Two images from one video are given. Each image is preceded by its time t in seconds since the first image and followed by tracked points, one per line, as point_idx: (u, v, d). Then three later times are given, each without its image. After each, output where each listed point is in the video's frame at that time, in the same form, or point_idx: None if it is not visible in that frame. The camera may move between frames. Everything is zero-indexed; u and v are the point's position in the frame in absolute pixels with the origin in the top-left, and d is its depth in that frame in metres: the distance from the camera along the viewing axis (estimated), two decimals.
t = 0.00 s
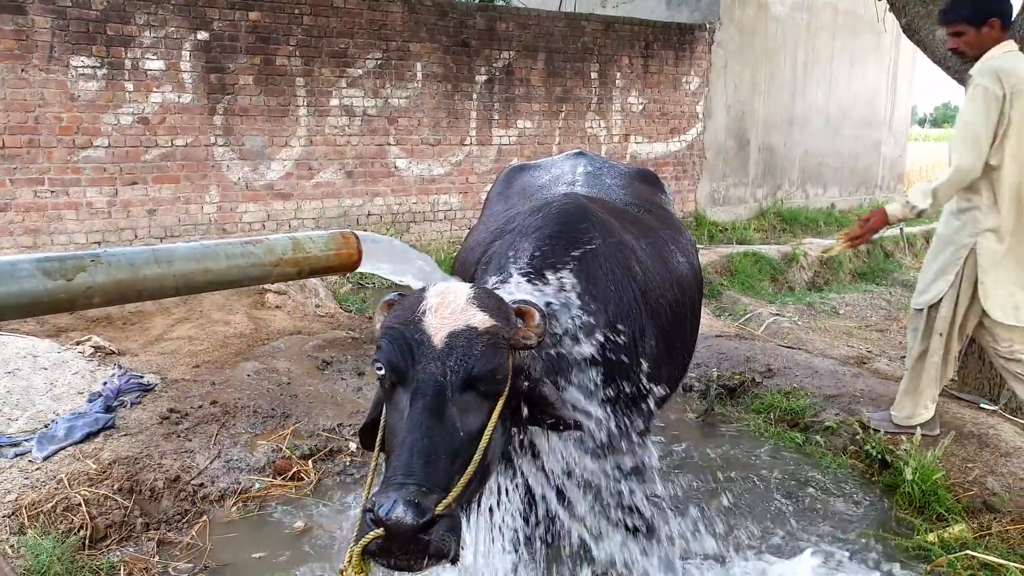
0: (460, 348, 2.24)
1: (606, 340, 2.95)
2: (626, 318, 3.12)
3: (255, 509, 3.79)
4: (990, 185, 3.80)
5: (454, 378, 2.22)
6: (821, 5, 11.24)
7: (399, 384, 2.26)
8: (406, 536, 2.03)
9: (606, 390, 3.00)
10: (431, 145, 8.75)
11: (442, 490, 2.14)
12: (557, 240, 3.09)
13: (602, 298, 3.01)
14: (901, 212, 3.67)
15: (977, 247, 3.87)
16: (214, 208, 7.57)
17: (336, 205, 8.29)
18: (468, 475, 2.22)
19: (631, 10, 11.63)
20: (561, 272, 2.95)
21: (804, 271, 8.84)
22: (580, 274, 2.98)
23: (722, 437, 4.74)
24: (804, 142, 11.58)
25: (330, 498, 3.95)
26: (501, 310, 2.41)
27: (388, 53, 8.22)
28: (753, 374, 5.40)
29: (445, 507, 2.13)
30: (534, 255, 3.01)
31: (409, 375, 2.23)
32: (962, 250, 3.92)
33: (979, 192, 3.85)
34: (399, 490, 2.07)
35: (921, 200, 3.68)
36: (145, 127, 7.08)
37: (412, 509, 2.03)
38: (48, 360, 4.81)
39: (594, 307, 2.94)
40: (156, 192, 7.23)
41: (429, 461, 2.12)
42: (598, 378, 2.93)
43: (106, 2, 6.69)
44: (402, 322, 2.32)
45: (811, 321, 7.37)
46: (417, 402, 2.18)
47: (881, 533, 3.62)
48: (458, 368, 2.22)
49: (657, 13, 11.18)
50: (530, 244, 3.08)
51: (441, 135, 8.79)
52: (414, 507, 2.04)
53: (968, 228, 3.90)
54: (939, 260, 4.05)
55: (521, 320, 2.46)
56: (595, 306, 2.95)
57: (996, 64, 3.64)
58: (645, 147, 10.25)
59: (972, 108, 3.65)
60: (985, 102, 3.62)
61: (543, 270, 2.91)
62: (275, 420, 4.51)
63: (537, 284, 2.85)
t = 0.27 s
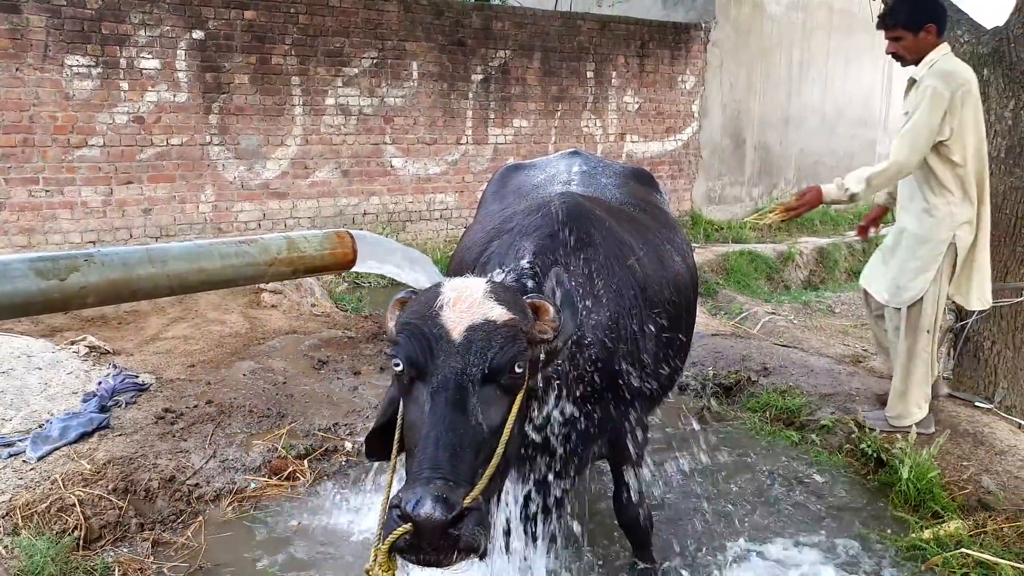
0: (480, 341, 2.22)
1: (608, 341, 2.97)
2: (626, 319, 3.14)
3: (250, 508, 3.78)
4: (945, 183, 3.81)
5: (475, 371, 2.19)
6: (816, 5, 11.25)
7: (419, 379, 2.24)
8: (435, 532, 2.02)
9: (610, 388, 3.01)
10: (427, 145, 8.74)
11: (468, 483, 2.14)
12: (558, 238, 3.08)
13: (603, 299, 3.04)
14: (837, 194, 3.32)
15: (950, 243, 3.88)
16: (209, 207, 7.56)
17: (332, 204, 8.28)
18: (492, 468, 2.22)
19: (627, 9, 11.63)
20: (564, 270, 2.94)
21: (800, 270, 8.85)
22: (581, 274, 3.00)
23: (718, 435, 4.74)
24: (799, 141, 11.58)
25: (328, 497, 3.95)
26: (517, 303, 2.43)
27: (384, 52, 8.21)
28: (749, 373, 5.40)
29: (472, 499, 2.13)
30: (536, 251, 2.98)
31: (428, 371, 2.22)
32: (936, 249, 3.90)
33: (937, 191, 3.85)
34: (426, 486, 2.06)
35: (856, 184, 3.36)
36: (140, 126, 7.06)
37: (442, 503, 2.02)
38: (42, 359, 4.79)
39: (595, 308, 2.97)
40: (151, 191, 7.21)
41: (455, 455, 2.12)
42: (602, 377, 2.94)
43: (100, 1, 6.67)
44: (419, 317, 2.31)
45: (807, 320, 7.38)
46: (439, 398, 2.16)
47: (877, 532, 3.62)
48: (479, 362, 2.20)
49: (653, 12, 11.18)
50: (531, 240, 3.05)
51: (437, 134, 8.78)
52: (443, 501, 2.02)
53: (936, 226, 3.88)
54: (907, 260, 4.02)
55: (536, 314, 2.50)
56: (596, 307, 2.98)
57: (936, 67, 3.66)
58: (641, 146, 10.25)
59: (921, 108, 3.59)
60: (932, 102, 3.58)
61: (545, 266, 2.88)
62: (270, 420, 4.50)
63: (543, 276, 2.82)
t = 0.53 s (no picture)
0: (496, 330, 2.24)
1: (609, 341, 2.99)
2: (626, 320, 3.17)
3: (246, 508, 3.78)
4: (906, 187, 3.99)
5: (494, 359, 2.21)
6: (812, 7, 11.27)
7: (434, 368, 2.24)
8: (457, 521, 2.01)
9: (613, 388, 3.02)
10: (424, 145, 8.74)
11: (487, 470, 2.14)
12: (560, 237, 3.08)
13: (602, 298, 3.05)
14: (792, 183, 3.60)
15: (920, 244, 4.02)
16: (205, 207, 7.54)
17: (328, 204, 8.27)
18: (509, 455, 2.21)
19: (624, 10, 11.63)
20: (567, 269, 2.94)
21: (796, 271, 8.87)
22: (583, 274, 3.01)
23: (714, 435, 4.74)
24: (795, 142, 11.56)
25: (324, 497, 3.94)
26: (532, 295, 2.42)
27: (380, 52, 8.20)
28: (745, 373, 5.41)
29: (491, 486, 2.13)
30: (539, 248, 2.97)
31: (444, 361, 2.22)
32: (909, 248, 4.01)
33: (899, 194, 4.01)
34: (446, 476, 2.05)
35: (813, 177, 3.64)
36: (136, 125, 7.05)
37: (463, 494, 2.01)
38: (37, 359, 4.78)
39: (597, 308, 2.98)
40: (147, 190, 7.20)
41: (474, 442, 2.12)
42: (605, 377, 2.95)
43: None
44: (434, 307, 2.31)
45: (803, 321, 7.39)
46: (458, 385, 2.17)
47: (871, 533, 3.64)
48: (496, 349, 2.21)
49: (650, 13, 11.19)
50: (534, 237, 3.04)
51: (434, 134, 8.78)
52: (464, 492, 2.01)
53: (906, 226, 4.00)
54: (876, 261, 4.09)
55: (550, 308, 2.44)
56: (598, 307, 3.00)
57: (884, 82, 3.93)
58: (637, 147, 10.26)
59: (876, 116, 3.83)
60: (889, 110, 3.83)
61: (550, 264, 2.87)
62: (266, 420, 4.50)
63: (549, 270, 2.81)
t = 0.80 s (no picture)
0: (501, 310, 2.27)
1: (607, 336, 3.00)
2: (623, 315, 3.18)
3: (243, 503, 3.78)
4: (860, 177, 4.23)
5: (500, 338, 2.24)
6: (810, 3, 11.19)
7: (440, 349, 2.27)
8: (467, 496, 2.03)
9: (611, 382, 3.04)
10: (419, 141, 8.73)
11: (496, 445, 2.17)
12: (558, 232, 3.08)
13: (600, 293, 3.07)
14: (739, 179, 3.74)
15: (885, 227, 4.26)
16: (201, 203, 7.53)
17: (324, 200, 8.26)
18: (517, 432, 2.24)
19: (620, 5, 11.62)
20: (565, 265, 2.95)
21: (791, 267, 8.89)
22: (580, 269, 3.02)
23: (710, 430, 4.76)
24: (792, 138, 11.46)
25: (321, 492, 3.94)
26: (534, 276, 2.47)
27: (376, 47, 8.18)
28: (741, 369, 5.42)
29: (501, 461, 2.16)
30: (538, 243, 2.97)
31: (449, 342, 2.25)
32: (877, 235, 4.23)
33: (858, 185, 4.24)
34: (455, 451, 2.08)
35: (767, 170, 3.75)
36: (130, 121, 7.03)
37: (472, 469, 2.04)
38: (32, 355, 4.77)
39: (595, 304, 2.99)
40: (142, 186, 7.18)
41: (482, 419, 2.14)
42: (603, 371, 2.96)
43: None
44: (438, 290, 2.34)
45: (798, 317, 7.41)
46: (465, 363, 2.21)
47: (867, 528, 3.66)
48: (503, 329, 2.24)
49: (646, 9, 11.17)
50: (532, 232, 3.03)
51: (430, 130, 8.77)
52: (473, 465, 2.04)
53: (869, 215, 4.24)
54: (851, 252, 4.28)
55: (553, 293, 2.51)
56: (596, 303, 3.01)
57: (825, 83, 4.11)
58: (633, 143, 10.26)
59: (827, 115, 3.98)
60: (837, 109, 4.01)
61: (548, 259, 2.87)
62: (262, 415, 4.49)
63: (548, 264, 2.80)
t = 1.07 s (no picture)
0: (500, 289, 2.30)
1: (605, 326, 3.00)
2: (620, 305, 3.19)
3: (239, 494, 3.78)
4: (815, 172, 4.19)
5: (499, 315, 2.26)
6: None
7: (438, 329, 2.29)
8: (465, 467, 2.04)
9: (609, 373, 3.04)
10: (415, 132, 8.70)
11: (494, 419, 2.18)
12: (556, 222, 3.07)
13: (597, 283, 3.06)
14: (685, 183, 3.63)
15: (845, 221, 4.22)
16: (196, 195, 7.51)
17: (319, 192, 8.24)
18: (515, 406, 2.26)
19: None
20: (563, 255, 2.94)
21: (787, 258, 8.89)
22: (578, 258, 3.01)
23: (706, 420, 4.77)
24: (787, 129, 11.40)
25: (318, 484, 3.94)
26: (532, 256, 2.52)
27: (371, 38, 8.15)
28: (737, 360, 5.43)
29: (498, 434, 2.17)
30: (536, 233, 2.96)
31: (447, 320, 2.27)
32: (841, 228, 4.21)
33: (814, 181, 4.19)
34: (453, 422, 2.08)
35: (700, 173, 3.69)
36: (124, 113, 7.00)
37: (469, 440, 2.05)
38: (27, 347, 4.76)
39: (593, 294, 2.99)
40: (137, 178, 7.15)
41: (480, 392, 2.16)
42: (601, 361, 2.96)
43: None
44: (436, 272, 2.36)
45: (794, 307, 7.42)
46: (463, 340, 2.23)
47: (861, 517, 3.67)
48: (500, 306, 2.27)
49: None
50: (529, 221, 3.02)
51: (425, 122, 8.74)
52: (470, 439, 2.05)
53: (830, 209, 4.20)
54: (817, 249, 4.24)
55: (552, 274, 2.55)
56: (594, 292, 3.01)
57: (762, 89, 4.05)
58: (630, 135, 10.25)
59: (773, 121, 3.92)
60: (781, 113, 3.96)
61: (546, 248, 2.87)
62: (258, 407, 4.49)
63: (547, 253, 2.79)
